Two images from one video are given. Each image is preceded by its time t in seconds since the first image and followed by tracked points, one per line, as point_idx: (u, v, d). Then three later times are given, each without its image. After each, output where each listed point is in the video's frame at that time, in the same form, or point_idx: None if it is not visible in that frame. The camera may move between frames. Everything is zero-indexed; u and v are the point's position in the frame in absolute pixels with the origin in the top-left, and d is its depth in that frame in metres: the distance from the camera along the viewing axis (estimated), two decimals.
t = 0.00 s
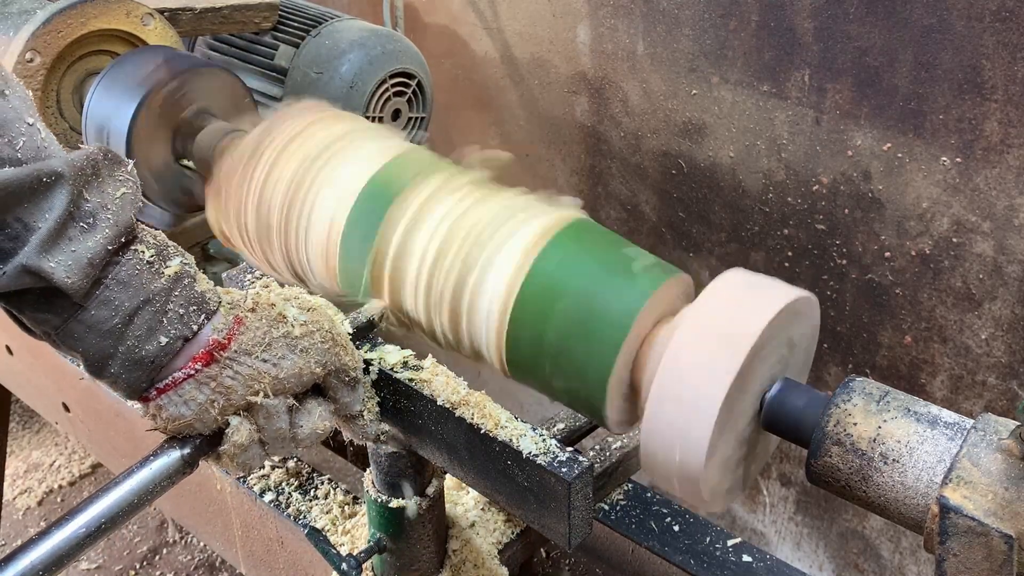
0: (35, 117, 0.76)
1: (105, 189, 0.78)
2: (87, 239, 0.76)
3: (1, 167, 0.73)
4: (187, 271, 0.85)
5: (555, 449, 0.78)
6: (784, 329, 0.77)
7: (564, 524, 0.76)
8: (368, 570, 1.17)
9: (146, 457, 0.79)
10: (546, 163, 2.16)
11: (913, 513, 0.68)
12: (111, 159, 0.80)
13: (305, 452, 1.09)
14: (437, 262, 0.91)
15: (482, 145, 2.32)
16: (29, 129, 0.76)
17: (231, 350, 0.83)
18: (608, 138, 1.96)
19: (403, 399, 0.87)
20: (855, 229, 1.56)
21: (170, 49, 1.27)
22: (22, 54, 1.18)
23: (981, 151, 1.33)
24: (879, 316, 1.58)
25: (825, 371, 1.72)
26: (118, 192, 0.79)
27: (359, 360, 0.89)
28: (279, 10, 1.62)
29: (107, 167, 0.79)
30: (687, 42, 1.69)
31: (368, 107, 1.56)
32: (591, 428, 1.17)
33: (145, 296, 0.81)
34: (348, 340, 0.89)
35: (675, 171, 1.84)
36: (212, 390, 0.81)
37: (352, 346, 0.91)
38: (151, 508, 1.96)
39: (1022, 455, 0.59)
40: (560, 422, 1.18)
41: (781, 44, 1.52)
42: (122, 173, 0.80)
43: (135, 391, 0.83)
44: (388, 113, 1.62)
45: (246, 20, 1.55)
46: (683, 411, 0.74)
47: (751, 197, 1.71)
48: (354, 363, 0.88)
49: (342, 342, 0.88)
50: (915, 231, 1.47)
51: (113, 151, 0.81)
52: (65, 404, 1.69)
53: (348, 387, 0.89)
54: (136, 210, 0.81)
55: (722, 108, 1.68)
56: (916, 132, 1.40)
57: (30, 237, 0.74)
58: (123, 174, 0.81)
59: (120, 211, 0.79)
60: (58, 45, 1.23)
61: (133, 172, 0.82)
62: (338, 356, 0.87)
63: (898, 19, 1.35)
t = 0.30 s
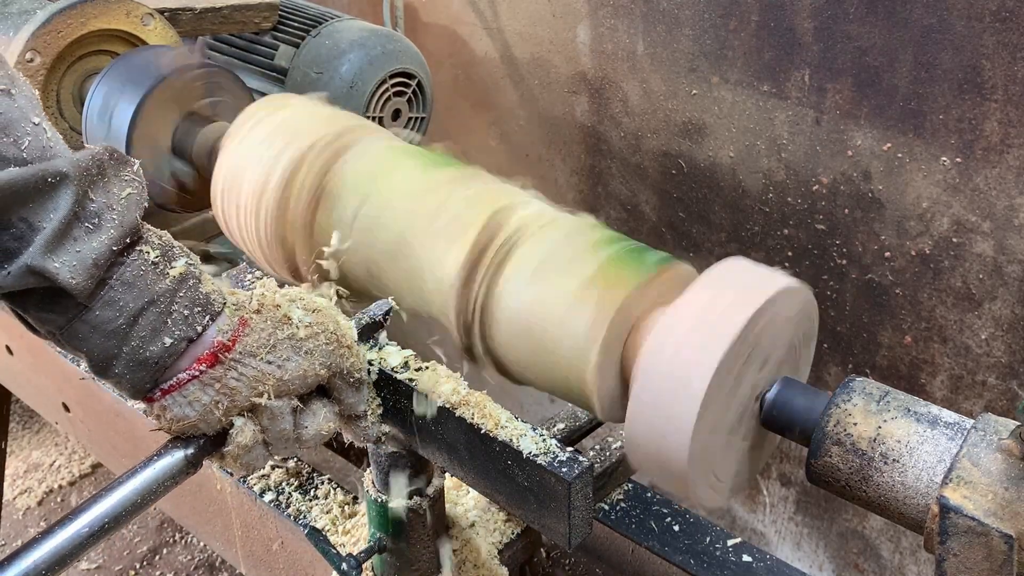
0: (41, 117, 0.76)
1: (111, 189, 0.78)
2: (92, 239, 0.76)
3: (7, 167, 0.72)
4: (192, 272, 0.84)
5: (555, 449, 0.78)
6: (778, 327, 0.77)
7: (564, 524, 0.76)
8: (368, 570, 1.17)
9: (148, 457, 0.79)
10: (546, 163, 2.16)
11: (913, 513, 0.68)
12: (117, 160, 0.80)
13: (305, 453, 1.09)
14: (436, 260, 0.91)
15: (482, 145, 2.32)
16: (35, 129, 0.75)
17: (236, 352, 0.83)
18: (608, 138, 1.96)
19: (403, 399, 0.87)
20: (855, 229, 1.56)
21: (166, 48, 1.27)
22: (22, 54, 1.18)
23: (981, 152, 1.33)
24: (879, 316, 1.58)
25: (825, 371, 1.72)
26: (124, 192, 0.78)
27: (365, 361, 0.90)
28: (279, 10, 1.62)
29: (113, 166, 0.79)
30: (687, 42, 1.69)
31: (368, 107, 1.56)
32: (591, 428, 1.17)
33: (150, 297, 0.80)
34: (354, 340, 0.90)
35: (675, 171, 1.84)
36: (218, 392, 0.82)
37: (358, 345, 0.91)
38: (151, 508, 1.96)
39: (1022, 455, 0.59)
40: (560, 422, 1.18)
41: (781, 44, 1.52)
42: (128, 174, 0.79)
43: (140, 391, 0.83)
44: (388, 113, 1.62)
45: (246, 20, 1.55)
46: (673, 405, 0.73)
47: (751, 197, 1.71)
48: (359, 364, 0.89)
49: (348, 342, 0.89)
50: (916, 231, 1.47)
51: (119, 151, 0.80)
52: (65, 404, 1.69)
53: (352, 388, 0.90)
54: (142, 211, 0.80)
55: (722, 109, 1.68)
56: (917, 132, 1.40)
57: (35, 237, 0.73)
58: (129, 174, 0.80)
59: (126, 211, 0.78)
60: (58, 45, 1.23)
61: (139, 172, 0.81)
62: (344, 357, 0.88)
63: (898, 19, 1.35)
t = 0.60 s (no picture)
0: (42, 118, 0.76)
1: (112, 190, 0.78)
2: (93, 240, 0.76)
3: (7, 168, 0.72)
4: (194, 272, 0.84)
5: (555, 449, 0.78)
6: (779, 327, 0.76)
7: (564, 524, 0.76)
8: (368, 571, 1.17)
9: (149, 458, 0.79)
10: (546, 163, 2.16)
11: (913, 513, 0.68)
12: (119, 160, 0.80)
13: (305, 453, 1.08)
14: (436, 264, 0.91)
15: (482, 145, 2.32)
16: (36, 129, 0.75)
17: (238, 354, 0.83)
18: (608, 138, 1.96)
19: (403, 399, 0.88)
20: (855, 229, 1.56)
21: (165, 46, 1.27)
22: (22, 54, 1.18)
23: (981, 152, 1.33)
24: (879, 316, 1.58)
25: (825, 371, 1.72)
26: (126, 193, 0.78)
27: (367, 363, 0.90)
28: (279, 10, 1.62)
29: (115, 167, 0.79)
30: (687, 42, 1.69)
31: (368, 107, 1.56)
32: (591, 428, 1.18)
33: (151, 298, 0.80)
34: (356, 343, 0.90)
35: (675, 171, 1.84)
36: (215, 393, 0.81)
37: (362, 347, 0.91)
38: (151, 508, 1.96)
39: (1022, 455, 0.59)
40: (560, 422, 1.18)
41: (781, 44, 1.52)
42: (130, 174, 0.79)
43: (141, 391, 0.83)
44: (388, 113, 1.62)
45: (246, 20, 1.55)
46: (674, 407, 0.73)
47: (751, 197, 1.71)
48: (362, 365, 0.89)
49: (350, 344, 0.88)
50: (916, 231, 1.47)
51: (121, 152, 0.80)
52: (65, 404, 1.69)
53: (354, 389, 0.89)
54: (143, 212, 0.80)
55: (722, 108, 1.68)
56: (916, 132, 1.40)
57: (35, 237, 0.73)
58: (131, 175, 0.80)
59: (127, 212, 0.78)
60: (58, 45, 1.23)
61: (141, 174, 0.81)
62: (346, 359, 0.88)
63: (898, 19, 1.35)
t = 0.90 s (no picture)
0: (44, 119, 0.76)
1: (115, 191, 0.78)
2: (96, 241, 0.76)
3: (9, 170, 0.73)
4: (197, 273, 0.84)
5: (555, 449, 0.78)
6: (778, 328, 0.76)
7: (564, 524, 0.76)
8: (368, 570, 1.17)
9: (153, 459, 0.79)
10: (546, 163, 2.16)
11: (913, 513, 0.68)
12: (122, 160, 0.80)
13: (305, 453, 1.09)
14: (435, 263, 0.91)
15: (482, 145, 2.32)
16: (38, 130, 0.76)
17: (242, 355, 0.83)
18: (608, 138, 1.96)
19: (404, 400, 0.87)
20: (855, 229, 1.56)
21: (165, 48, 1.27)
22: (22, 54, 1.18)
23: (981, 152, 1.33)
24: (879, 316, 1.58)
25: (825, 371, 1.72)
26: (129, 194, 0.79)
27: (371, 365, 0.89)
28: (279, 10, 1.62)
29: (117, 168, 0.79)
30: (686, 42, 1.69)
31: (368, 107, 1.56)
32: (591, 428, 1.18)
33: (154, 299, 0.80)
34: (361, 345, 0.89)
35: (675, 172, 1.84)
36: (212, 392, 0.81)
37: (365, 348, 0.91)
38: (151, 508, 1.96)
39: (1022, 455, 0.59)
40: (560, 422, 1.18)
41: (781, 44, 1.52)
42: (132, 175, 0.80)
43: (145, 393, 0.83)
44: (388, 113, 1.62)
45: (246, 20, 1.55)
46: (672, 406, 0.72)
47: (751, 197, 1.71)
48: (368, 368, 0.88)
49: (354, 346, 0.88)
50: (916, 231, 1.47)
51: (125, 153, 0.81)
52: (65, 404, 1.69)
53: (359, 392, 0.88)
54: (146, 212, 0.80)
55: (722, 108, 1.68)
56: (916, 132, 1.40)
57: (38, 239, 0.74)
58: (134, 176, 0.80)
59: (130, 213, 0.78)
60: (58, 45, 1.23)
61: (145, 174, 0.82)
62: (352, 362, 0.87)
63: (898, 19, 1.35)
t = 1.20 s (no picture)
0: (17, 117, 0.79)
1: (86, 186, 0.80)
2: (68, 235, 0.77)
3: None
4: (169, 266, 0.85)
5: (555, 449, 0.78)
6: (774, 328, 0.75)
7: (564, 524, 0.76)
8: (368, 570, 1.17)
9: (132, 455, 0.78)
10: (546, 163, 2.16)
11: (914, 513, 0.68)
12: (93, 157, 0.82)
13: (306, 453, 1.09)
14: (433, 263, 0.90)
15: (482, 145, 2.32)
16: (11, 127, 0.78)
17: (215, 344, 0.83)
18: (608, 138, 1.96)
19: (403, 399, 0.87)
20: (855, 229, 1.56)
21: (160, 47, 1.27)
22: (22, 54, 1.18)
23: (981, 152, 1.33)
24: (879, 316, 1.58)
25: (825, 371, 1.72)
26: (100, 188, 0.81)
27: (343, 355, 0.90)
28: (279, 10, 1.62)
29: (88, 164, 0.81)
30: (687, 42, 1.69)
31: (368, 106, 1.56)
32: (591, 428, 1.18)
33: (128, 291, 0.81)
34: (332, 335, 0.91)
35: (675, 171, 1.84)
36: (215, 391, 0.82)
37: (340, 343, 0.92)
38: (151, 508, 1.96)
39: (1022, 455, 0.59)
40: (560, 422, 1.18)
41: (781, 44, 1.52)
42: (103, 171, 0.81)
43: (120, 387, 0.83)
44: (388, 113, 1.61)
45: (246, 20, 1.55)
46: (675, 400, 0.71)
47: (751, 197, 1.71)
48: (340, 357, 0.89)
49: (326, 336, 0.89)
50: (916, 231, 1.47)
51: (95, 149, 0.82)
52: (65, 404, 1.69)
53: (334, 382, 0.89)
54: (118, 207, 0.82)
55: (722, 108, 1.68)
56: (916, 132, 1.40)
57: (12, 233, 0.75)
58: (104, 171, 0.82)
59: (101, 207, 0.80)
60: (58, 46, 1.23)
61: (115, 169, 0.84)
62: (323, 351, 0.88)
63: (898, 19, 1.35)
